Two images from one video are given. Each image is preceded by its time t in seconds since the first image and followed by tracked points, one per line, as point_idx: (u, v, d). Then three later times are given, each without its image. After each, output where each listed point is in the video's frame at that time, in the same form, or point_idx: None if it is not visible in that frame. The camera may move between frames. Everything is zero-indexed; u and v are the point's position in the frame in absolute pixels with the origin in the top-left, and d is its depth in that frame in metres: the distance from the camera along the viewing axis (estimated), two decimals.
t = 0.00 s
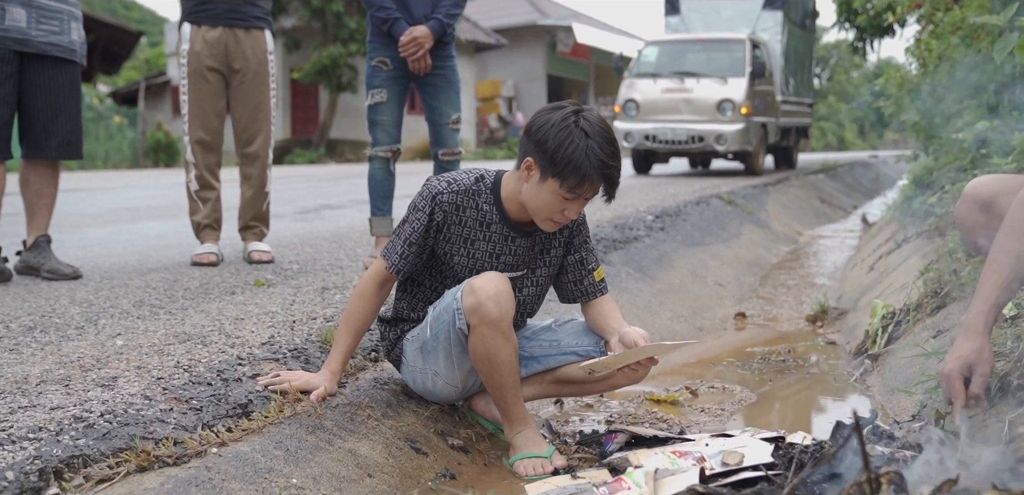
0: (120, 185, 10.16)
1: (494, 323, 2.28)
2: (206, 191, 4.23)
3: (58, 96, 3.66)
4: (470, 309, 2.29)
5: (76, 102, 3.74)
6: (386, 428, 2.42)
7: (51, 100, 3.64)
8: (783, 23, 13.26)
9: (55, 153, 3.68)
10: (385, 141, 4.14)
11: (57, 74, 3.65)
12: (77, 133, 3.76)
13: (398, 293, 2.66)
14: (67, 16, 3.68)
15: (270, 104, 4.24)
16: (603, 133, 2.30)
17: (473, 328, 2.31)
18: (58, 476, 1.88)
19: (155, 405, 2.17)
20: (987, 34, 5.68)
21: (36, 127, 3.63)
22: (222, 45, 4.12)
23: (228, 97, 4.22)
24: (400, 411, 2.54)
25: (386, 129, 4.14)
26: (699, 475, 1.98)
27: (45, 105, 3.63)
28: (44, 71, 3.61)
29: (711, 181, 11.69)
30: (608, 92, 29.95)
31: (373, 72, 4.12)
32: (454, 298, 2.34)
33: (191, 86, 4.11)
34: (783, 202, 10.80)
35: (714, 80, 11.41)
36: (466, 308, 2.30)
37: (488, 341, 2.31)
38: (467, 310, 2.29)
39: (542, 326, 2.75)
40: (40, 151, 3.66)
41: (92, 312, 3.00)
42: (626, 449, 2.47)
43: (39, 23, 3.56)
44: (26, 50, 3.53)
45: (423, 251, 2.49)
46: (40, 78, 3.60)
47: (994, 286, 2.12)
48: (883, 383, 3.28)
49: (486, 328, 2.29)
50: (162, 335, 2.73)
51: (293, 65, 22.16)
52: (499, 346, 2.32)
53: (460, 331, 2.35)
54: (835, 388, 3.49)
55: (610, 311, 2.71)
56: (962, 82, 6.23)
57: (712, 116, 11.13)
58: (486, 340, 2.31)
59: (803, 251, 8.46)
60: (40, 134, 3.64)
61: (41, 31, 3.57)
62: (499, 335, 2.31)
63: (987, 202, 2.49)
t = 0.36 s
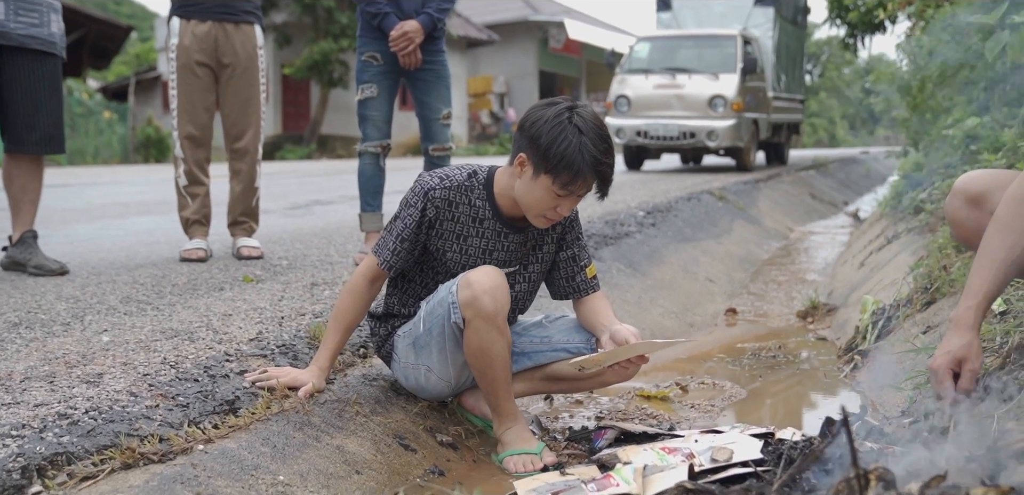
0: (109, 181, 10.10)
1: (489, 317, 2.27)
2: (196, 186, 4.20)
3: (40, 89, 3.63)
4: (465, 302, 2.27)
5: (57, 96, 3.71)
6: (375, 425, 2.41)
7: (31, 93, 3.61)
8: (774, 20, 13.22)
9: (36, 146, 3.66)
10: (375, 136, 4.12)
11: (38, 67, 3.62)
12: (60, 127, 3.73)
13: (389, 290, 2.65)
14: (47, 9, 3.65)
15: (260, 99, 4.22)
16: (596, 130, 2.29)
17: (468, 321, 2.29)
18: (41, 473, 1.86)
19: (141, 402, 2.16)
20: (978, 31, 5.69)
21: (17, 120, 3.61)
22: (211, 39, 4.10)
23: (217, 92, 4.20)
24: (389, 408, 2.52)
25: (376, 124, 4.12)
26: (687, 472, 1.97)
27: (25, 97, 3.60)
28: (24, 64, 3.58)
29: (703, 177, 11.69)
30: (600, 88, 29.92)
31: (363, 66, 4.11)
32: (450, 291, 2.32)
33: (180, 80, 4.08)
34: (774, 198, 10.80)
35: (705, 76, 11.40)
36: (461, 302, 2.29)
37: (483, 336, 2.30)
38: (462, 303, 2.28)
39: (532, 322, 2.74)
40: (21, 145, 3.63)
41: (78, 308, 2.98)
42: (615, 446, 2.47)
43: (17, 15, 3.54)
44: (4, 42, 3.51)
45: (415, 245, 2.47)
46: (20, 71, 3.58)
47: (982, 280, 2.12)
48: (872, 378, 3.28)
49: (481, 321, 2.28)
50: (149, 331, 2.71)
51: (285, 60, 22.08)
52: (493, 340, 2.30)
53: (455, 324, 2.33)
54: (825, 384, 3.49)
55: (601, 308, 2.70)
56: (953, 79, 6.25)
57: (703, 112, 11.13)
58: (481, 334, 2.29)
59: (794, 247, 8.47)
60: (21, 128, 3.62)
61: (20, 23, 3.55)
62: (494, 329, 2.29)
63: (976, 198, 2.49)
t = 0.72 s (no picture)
0: (99, 173, 10.03)
1: (487, 292, 2.24)
2: (186, 177, 4.17)
3: (22, 77, 3.59)
4: (462, 276, 2.24)
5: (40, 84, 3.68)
6: (367, 416, 2.39)
7: (12, 81, 3.56)
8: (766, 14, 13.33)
9: (18, 136, 3.61)
10: (367, 127, 4.09)
11: (19, 55, 3.58)
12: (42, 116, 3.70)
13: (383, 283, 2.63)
14: None
15: (252, 89, 4.19)
16: (591, 122, 2.26)
17: (464, 296, 2.26)
18: (27, 464, 1.83)
19: (129, 393, 2.13)
20: (970, 25, 5.69)
21: None
22: (202, 29, 4.06)
23: (209, 82, 4.16)
24: (381, 399, 2.51)
25: (368, 115, 4.09)
26: (681, 462, 1.95)
27: (7, 86, 3.56)
28: (6, 53, 3.54)
29: (696, 170, 11.68)
30: (593, 82, 29.88)
31: (355, 57, 4.08)
32: (447, 269, 2.30)
33: (171, 70, 4.05)
34: (766, 191, 10.81)
35: (698, 70, 11.38)
36: (457, 278, 2.26)
37: (477, 317, 2.28)
38: (459, 278, 2.25)
39: (527, 311, 2.73)
40: (4, 134, 3.59)
41: (67, 299, 2.95)
42: (609, 436, 2.47)
43: None
44: None
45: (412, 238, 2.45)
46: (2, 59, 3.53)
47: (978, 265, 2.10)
48: (865, 369, 3.28)
49: (477, 296, 2.25)
50: (139, 322, 2.69)
51: (277, 53, 21.97)
52: (489, 315, 2.28)
53: (451, 302, 2.31)
54: (817, 376, 3.48)
55: (596, 293, 2.67)
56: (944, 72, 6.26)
57: (696, 105, 11.11)
58: (477, 308, 2.26)
59: (787, 240, 8.46)
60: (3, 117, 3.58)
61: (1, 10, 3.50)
62: (490, 304, 2.26)
63: (971, 187, 2.48)
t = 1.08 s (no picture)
0: (83, 162, 9.91)
1: (489, 267, 2.29)
2: (172, 165, 4.12)
3: None
4: (466, 250, 2.29)
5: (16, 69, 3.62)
6: (356, 406, 2.36)
7: None
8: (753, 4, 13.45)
9: None
10: (355, 115, 4.05)
11: None
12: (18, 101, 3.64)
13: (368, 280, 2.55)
14: None
15: (238, 77, 4.13)
16: (570, 102, 2.22)
17: (467, 270, 2.30)
18: (9, 456, 1.81)
19: (114, 383, 2.10)
20: (957, 15, 5.68)
21: None
22: (188, 15, 4.01)
23: (194, 69, 4.11)
24: (370, 389, 2.48)
25: (356, 103, 4.04)
26: (674, 451, 1.93)
27: None
28: None
29: (683, 160, 11.66)
30: (580, 72, 29.82)
31: (342, 44, 4.03)
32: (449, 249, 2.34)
33: (156, 56, 4.00)
34: (754, 181, 10.81)
35: (686, 60, 11.36)
36: (460, 252, 2.31)
37: (475, 290, 2.31)
38: (462, 252, 2.30)
39: (515, 298, 2.70)
40: None
41: (49, 288, 2.91)
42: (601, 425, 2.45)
43: None
44: None
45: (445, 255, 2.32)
46: None
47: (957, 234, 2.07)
48: (856, 359, 3.27)
49: (479, 271, 2.29)
50: (123, 311, 2.66)
51: (262, 43, 21.81)
52: (489, 294, 2.31)
53: (451, 279, 2.36)
54: (807, 365, 3.47)
55: (586, 278, 2.66)
56: (931, 62, 6.25)
57: (683, 95, 11.10)
58: (477, 284, 2.31)
59: (775, 230, 8.46)
60: None
61: None
62: (490, 281, 2.31)
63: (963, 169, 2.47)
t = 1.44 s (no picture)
0: (47, 155, 9.73)
1: (470, 265, 2.24)
2: (137, 158, 4.04)
3: None
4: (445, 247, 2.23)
5: None
6: (326, 403, 2.31)
7: None
8: None
9: None
10: (324, 107, 4.00)
11: None
12: None
13: (343, 275, 2.50)
14: None
15: (205, 67, 4.05)
16: (538, 103, 2.17)
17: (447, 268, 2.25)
18: None
19: (74, 381, 2.04)
20: (926, 9, 5.71)
21: None
22: (153, 4, 3.93)
23: (160, 59, 4.03)
24: (340, 385, 2.43)
25: (325, 94, 3.99)
26: (650, 448, 1.91)
27: None
28: None
29: (655, 153, 11.66)
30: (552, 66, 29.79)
31: (311, 35, 3.97)
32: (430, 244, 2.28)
33: (120, 46, 3.92)
34: (725, 174, 10.83)
35: (657, 53, 11.35)
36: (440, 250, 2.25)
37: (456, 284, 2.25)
38: (442, 250, 2.24)
39: (489, 291, 2.67)
40: None
41: (9, 283, 2.83)
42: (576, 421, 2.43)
43: None
44: None
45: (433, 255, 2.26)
46: None
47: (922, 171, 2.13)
48: (829, 352, 3.26)
49: (459, 268, 2.24)
50: (86, 306, 2.59)
51: (232, 34, 21.57)
52: (469, 293, 2.26)
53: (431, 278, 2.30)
54: (780, 358, 3.46)
55: (562, 273, 2.63)
56: (901, 55, 6.27)
57: (655, 89, 11.09)
58: (458, 283, 2.25)
59: (746, 223, 8.48)
60: None
61: None
62: (472, 278, 2.26)
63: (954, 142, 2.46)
